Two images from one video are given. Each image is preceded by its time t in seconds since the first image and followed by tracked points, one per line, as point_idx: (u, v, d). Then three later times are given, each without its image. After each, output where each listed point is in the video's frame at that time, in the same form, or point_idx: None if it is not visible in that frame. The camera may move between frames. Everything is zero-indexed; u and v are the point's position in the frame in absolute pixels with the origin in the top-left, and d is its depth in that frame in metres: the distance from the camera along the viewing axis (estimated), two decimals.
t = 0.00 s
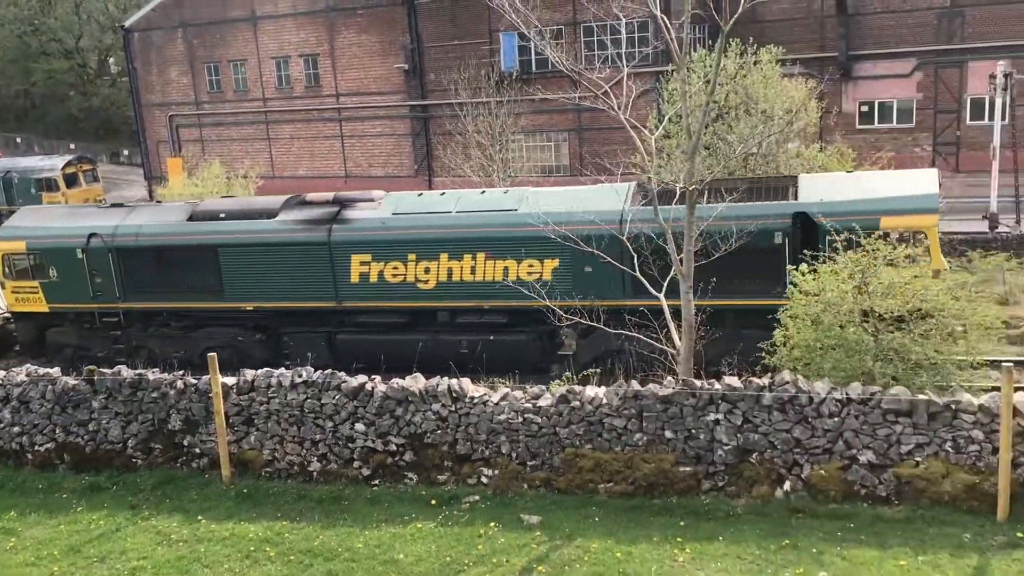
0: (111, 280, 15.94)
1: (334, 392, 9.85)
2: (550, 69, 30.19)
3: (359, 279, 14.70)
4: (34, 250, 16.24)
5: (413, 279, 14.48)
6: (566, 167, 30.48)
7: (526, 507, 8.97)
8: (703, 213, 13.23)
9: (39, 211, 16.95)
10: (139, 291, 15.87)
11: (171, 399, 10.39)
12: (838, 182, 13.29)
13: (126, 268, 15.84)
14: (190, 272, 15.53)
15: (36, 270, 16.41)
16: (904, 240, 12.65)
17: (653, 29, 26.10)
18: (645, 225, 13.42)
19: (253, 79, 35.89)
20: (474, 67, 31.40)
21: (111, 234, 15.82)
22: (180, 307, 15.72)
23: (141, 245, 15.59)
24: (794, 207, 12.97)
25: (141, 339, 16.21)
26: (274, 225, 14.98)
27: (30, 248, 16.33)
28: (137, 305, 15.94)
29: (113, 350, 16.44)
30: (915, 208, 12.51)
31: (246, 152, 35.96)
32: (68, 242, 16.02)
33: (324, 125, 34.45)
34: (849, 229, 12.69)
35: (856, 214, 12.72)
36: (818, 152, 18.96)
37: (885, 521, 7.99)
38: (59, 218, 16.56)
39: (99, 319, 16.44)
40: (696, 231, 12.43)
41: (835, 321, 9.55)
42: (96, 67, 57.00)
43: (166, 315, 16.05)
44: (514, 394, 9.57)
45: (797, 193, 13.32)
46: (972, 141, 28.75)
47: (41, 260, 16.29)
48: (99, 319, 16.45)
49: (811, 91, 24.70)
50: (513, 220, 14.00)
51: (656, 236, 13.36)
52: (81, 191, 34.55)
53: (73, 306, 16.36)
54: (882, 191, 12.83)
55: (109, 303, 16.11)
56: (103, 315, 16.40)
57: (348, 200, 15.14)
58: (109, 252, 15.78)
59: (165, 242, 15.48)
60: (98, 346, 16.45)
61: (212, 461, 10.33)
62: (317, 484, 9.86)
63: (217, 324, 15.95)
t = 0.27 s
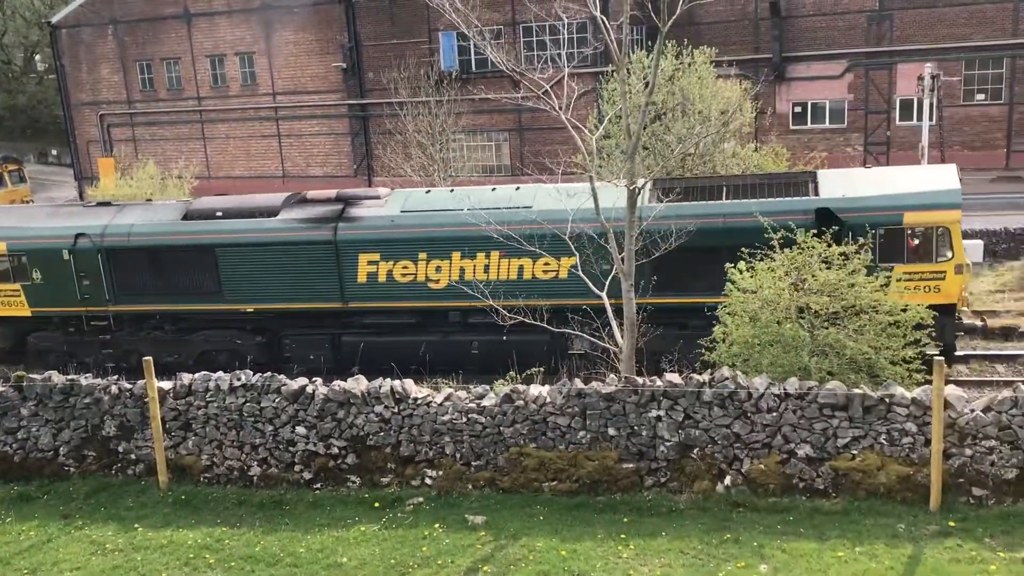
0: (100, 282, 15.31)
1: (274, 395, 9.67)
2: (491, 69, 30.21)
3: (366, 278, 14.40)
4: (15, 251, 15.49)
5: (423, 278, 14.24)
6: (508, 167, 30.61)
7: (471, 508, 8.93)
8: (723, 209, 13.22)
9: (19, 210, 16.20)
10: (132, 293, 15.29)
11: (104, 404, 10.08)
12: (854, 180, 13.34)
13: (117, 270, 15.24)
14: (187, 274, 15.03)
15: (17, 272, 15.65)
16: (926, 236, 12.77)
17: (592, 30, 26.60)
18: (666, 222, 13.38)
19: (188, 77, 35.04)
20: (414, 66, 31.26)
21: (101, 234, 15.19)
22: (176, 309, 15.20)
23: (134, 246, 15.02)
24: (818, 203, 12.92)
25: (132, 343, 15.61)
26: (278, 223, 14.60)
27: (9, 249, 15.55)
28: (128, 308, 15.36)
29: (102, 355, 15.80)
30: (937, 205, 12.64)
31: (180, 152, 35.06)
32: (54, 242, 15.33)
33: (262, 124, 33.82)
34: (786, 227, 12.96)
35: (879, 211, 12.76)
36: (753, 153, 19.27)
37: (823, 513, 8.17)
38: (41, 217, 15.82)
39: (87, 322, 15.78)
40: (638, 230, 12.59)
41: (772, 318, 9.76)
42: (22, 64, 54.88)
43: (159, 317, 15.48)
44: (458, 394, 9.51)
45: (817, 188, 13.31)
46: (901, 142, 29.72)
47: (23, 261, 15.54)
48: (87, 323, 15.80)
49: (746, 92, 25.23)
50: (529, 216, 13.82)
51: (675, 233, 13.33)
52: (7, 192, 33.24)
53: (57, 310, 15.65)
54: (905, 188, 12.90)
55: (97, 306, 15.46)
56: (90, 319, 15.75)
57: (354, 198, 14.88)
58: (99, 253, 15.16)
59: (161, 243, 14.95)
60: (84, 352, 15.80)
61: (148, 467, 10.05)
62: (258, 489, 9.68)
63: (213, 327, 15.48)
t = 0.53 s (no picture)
0: (98, 281, 14.86)
1: (217, 397, 9.43)
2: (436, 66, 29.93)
3: (382, 277, 14.10)
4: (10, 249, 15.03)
5: (443, 276, 13.98)
6: (453, 165, 30.41)
7: (421, 508, 8.82)
8: (751, 202, 13.07)
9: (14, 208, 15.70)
10: (132, 293, 14.86)
11: (39, 409, 9.76)
12: (879, 173, 13.16)
13: (117, 269, 14.80)
14: (190, 273, 14.61)
15: (10, 271, 15.18)
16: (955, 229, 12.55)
17: (537, 27, 26.62)
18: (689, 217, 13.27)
19: (124, 73, 34.00)
20: (356, 63, 30.79)
21: (99, 232, 14.75)
22: (178, 309, 14.78)
23: (135, 244, 14.61)
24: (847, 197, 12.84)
25: (131, 345, 15.13)
26: (288, 219, 14.29)
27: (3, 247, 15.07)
28: (127, 308, 14.92)
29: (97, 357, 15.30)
30: (966, 199, 12.42)
31: (116, 150, 34.03)
32: (49, 240, 14.88)
33: (201, 121, 32.98)
34: (732, 223, 13.08)
35: (907, 204, 12.59)
36: (696, 151, 19.70)
37: (770, 507, 8.29)
38: (37, 214, 15.36)
39: (84, 324, 15.32)
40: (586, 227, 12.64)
41: (720, 314, 9.88)
42: None
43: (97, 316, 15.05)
44: (406, 394, 9.38)
45: (843, 182, 13.17)
46: (839, 140, 30.33)
47: (18, 260, 15.08)
48: (84, 324, 15.32)
49: (688, 90, 25.45)
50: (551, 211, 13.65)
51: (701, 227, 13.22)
52: None
53: (53, 310, 15.20)
54: (933, 181, 12.72)
55: (95, 306, 15.01)
56: (88, 320, 15.29)
57: (367, 193, 14.58)
58: (97, 251, 14.72)
59: (164, 241, 14.55)
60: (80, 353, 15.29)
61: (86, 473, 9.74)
62: (202, 493, 9.44)
63: (215, 326, 15.04)
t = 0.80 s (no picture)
0: (104, 278, 14.40)
1: (160, 399, 9.14)
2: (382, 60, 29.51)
3: (405, 271, 13.84)
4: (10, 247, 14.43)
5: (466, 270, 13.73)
6: (400, 160, 30.11)
7: (372, 509, 8.66)
8: (784, 193, 13.05)
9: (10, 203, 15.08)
10: (141, 290, 14.47)
11: None
12: (909, 164, 13.23)
13: (123, 265, 14.37)
14: (202, 269, 14.26)
15: (8, 269, 14.60)
16: (987, 219, 12.65)
17: (484, 20, 26.51)
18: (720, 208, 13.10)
19: (59, 67, 32.84)
20: (300, 57, 30.17)
21: (105, 228, 14.28)
22: (189, 306, 14.39)
23: (143, 239, 14.19)
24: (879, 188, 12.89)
25: (140, 343, 14.74)
26: (305, 212, 13.95)
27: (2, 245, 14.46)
28: (134, 306, 14.51)
29: (103, 357, 14.91)
30: (998, 188, 12.50)
31: (52, 146, 32.88)
32: (51, 237, 14.32)
33: (141, 116, 32.02)
34: (681, 219, 13.22)
35: (940, 195, 12.64)
36: (643, 145, 19.87)
37: (723, 500, 8.34)
38: (36, 210, 14.77)
39: (87, 324, 14.81)
40: (536, 222, 12.68)
41: (669, 308, 9.91)
42: None
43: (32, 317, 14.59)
44: (356, 393, 9.20)
45: (873, 172, 13.22)
46: (782, 134, 30.81)
47: (16, 258, 14.49)
48: (88, 324, 14.83)
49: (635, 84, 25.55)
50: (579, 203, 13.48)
51: (733, 218, 13.11)
52: None
53: (56, 310, 14.67)
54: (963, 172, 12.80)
55: (100, 305, 14.54)
56: (91, 319, 14.78)
57: (386, 185, 14.35)
58: (103, 247, 14.24)
59: (173, 235, 14.14)
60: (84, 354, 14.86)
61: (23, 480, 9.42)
62: (146, 498, 9.16)
63: (227, 325, 14.69)
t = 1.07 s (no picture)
0: (104, 281, 14.17)
1: (92, 410, 8.84)
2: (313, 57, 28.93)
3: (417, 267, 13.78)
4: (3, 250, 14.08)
5: (483, 265, 13.71)
6: (333, 158, 29.67)
7: (315, 516, 8.49)
8: (797, 182, 13.38)
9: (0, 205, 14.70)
10: (144, 292, 14.24)
11: None
12: (916, 153, 13.62)
13: (124, 266, 14.15)
14: (208, 269, 14.11)
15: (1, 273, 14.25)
16: (995, 205, 13.05)
17: (415, 17, 26.32)
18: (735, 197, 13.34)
19: None
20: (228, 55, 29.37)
21: (104, 229, 14.04)
22: (195, 307, 14.24)
23: (144, 240, 13.99)
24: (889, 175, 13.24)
25: (141, 348, 14.50)
26: (313, 211, 13.86)
27: None
28: (137, 308, 14.29)
29: (103, 362, 14.62)
30: (1005, 174, 12.95)
31: None
32: (47, 239, 14.04)
33: (62, 116, 30.80)
34: (618, 216, 13.44)
35: (950, 182, 13.02)
36: (577, 142, 20.01)
37: (667, 494, 8.44)
38: (29, 212, 14.45)
39: (87, 327, 14.58)
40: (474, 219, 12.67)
41: (609, 305, 9.99)
42: None
43: None
44: (296, 398, 9.01)
45: (882, 162, 13.59)
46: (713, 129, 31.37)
47: (9, 261, 14.15)
48: (87, 328, 14.58)
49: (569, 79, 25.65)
50: (597, 195, 13.54)
51: (749, 207, 13.37)
52: None
53: (51, 314, 14.36)
54: (970, 160, 13.23)
55: (100, 308, 14.30)
56: (90, 323, 14.55)
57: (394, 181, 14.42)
58: (103, 248, 14.01)
59: (178, 235, 13.98)
60: (82, 360, 14.58)
61: None
62: (79, 512, 8.89)
63: (230, 326, 14.54)
